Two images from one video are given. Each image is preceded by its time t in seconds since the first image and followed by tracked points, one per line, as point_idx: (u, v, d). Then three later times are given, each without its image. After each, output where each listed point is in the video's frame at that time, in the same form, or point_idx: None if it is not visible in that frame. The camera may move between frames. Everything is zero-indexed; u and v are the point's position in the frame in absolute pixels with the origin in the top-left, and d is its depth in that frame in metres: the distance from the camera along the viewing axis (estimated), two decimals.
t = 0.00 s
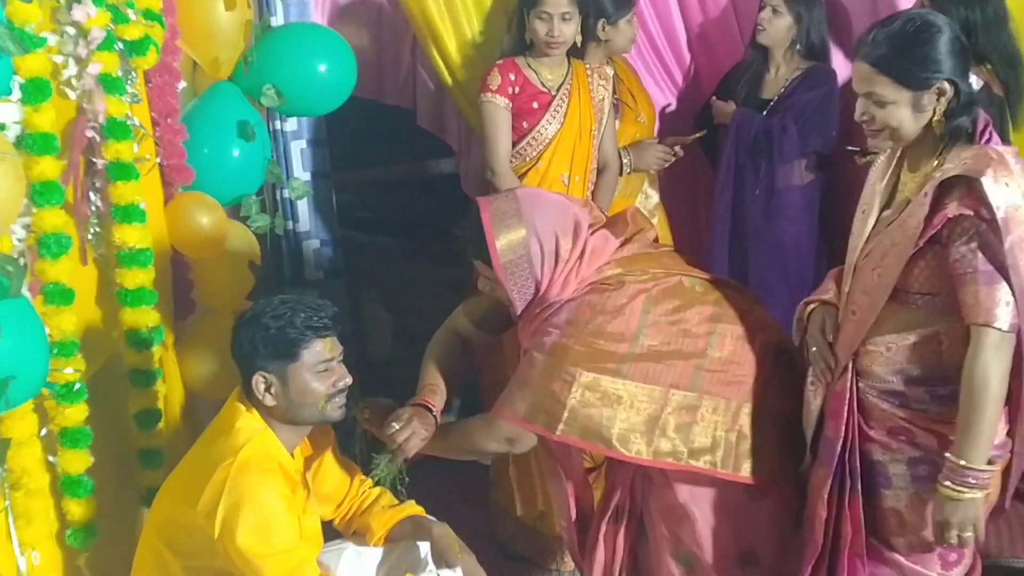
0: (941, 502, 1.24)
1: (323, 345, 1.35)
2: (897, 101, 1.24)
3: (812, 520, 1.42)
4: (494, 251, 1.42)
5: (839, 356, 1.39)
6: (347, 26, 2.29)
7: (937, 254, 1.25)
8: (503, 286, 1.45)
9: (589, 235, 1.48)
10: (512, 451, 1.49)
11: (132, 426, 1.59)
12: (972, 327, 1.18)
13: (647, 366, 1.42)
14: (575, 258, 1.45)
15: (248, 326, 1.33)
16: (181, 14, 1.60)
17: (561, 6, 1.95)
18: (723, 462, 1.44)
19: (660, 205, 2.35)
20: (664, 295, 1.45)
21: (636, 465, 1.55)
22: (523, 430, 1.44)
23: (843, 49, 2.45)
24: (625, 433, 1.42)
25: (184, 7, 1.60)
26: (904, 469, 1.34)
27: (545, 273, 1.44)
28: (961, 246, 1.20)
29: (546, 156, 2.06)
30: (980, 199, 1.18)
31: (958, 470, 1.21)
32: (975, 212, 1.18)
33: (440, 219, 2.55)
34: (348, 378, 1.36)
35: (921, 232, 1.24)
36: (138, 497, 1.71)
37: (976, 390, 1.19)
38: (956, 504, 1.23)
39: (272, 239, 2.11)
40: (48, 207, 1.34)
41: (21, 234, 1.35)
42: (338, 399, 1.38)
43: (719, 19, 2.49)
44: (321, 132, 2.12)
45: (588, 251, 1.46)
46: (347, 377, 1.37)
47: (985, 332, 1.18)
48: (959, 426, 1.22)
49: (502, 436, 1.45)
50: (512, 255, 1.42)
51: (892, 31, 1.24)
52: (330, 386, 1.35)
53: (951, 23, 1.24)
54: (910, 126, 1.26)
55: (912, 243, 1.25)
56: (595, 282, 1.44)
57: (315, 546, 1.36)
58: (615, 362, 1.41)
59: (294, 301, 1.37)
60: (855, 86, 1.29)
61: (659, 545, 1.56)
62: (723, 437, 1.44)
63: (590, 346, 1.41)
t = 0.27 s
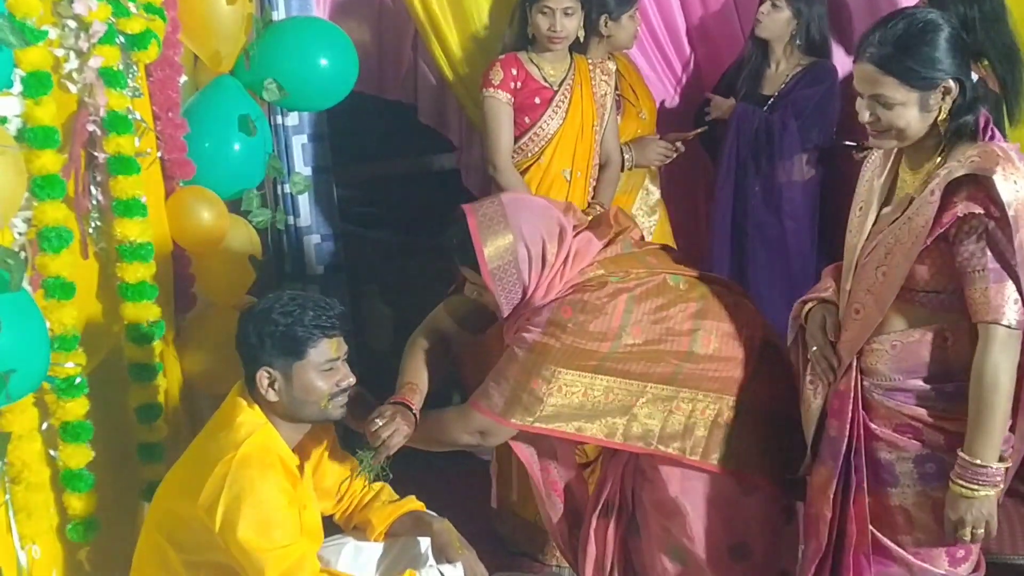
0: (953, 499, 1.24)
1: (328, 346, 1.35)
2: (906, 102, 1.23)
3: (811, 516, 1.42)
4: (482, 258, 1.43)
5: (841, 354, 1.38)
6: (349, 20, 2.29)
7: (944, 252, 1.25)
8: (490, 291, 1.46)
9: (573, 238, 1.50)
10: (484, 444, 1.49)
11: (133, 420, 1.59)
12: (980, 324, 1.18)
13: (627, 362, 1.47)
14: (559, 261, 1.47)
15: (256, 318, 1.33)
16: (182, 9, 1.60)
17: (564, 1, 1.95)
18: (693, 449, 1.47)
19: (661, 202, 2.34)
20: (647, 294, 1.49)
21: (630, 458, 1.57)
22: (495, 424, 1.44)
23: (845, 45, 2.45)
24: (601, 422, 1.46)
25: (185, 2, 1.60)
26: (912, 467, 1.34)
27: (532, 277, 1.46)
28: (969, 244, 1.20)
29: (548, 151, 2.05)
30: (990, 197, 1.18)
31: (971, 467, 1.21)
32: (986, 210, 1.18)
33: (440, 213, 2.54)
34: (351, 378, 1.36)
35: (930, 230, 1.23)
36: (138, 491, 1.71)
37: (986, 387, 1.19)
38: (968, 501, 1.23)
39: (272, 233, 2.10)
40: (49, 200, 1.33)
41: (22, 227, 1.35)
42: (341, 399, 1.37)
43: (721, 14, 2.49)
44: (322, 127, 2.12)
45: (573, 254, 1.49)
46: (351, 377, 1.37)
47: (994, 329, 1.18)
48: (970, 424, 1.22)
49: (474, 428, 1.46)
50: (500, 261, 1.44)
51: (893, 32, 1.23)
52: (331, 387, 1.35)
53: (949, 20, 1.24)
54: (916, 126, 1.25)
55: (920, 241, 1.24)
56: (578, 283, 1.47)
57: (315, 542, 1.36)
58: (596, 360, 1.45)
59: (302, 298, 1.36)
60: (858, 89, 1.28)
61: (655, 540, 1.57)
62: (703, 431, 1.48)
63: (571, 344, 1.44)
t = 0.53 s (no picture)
0: (938, 496, 1.23)
1: (334, 344, 1.36)
2: (912, 102, 1.23)
3: (814, 515, 1.42)
4: (485, 268, 1.39)
5: (846, 354, 1.38)
6: (352, 18, 2.29)
7: (947, 250, 1.24)
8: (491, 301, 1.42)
9: (568, 243, 1.48)
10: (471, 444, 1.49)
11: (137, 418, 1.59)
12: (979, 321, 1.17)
13: (620, 365, 1.47)
14: (558, 268, 1.45)
15: (262, 317, 1.33)
16: (187, 8, 1.60)
17: None
18: (684, 446, 1.48)
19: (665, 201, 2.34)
20: (641, 297, 1.48)
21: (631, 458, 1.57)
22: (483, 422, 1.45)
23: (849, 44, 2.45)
24: (591, 421, 1.47)
25: None
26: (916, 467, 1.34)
27: (532, 285, 1.43)
28: (971, 241, 1.19)
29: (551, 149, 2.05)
30: (991, 195, 1.18)
31: (958, 464, 1.20)
32: (987, 208, 1.18)
33: (443, 212, 2.54)
34: (357, 375, 1.36)
35: (932, 227, 1.23)
36: (141, 488, 1.71)
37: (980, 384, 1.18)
38: (951, 498, 1.22)
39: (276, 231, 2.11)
40: (54, 198, 1.33)
41: (27, 225, 1.35)
42: (346, 398, 1.37)
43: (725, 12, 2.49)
44: (326, 125, 2.12)
45: (569, 259, 1.47)
46: (357, 374, 1.37)
47: (991, 327, 1.17)
48: (961, 422, 1.20)
49: (462, 426, 1.46)
50: (503, 271, 1.40)
51: (899, 33, 1.23)
52: (337, 382, 1.35)
53: (952, 18, 1.24)
54: (923, 125, 1.25)
55: (924, 239, 1.24)
56: (575, 288, 1.47)
57: (320, 540, 1.36)
58: (588, 363, 1.45)
59: (308, 296, 1.37)
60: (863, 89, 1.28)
61: (657, 539, 1.57)
62: (695, 430, 1.48)
63: (564, 347, 1.44)
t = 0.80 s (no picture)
0: (926, 492, 1.23)
1: (332, 342, 1.35)
2: (911, 100, 1.23)
3: (814, 514, 1.42)
4: (482, 280, 1.39)
5: (845, 353, 1.38)
6: (353, 18, 2.29)
7: (942, 248, 1.24)
8: (488, 313, 1.42)
9: (563, 252, 1.48)
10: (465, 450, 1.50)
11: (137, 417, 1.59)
12: (971, 319, 1.17)
13: (615, 371, 1.46)
14: (554, 277, 1.45)
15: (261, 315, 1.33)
16: (187, 6, 1.60)
17: None
18: (679, 450, 1.48)
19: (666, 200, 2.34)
20: (634, 304, 1.48)
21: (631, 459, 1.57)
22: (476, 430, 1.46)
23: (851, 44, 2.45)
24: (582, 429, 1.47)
25: None
26: (914, 467, 1.34)
27: (529, 295, 1.43)
28: (965, 239, 1.19)
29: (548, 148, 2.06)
30: (986, 192, 1.18)
31: (947, 461, 1.20)
32: (981, 204, 1.18)
33: (444, 211, 2.54)
34: (355, 373, 1.36)
35: (927, 225, 1.23)
36: (141, 487, 1.71)
37: (969, 383, 1.17)
38: (939, 495, 1.22)
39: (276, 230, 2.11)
40: (54, 196, 1.33)
41: (27, 223, 1.35)
42: (345, 396, 1.37)
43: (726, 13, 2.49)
44: (326, 123, 2.12)
45: (564, 269, 1.47)
46: (356, 372, 1.38)
47: (983, 325, 1.17)
48: (951, 419, 1.20)
49: (456, 434, 1.47)
50: (498, 283, 1.40)
51: (897, 32, 1.23)
52: (337, 382, 1.35)
53: (951, 17, 1.24)
54: (922, 124, 1.25)
55: (919, 237, 1.24)
56: (570, 297, 1.46)
57: (319, 540, 1.35)
58: (583, 371, 1.44)
59: (307, 295, 1.37)
60: (862, 89, 1.28)
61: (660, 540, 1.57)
62: (689, 435, 1.49)
63: (558, 355, 1.43)
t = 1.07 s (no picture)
0: (931, 492, 1.23)
1: (332, 340, 1.36)
2: (909, 99, 1.23)
3: (816, 514, 1.42)
4: (480, 286, 1.38)
5: (846, 353, 1.39)
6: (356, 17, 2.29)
7: (943, 248, 1.25)
8: (487, 319, 1.40)
9: (561, 258, 1.47)
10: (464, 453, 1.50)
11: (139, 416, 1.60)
12: (974, 319, 1.17)
13: (615, 376, 1.46)
14: (552, 283, 1.44)
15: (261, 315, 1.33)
16: (189, 5, 1.60)
17: None
18: (679, 453, 1.49)
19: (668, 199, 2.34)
20: (634, 308, 1.47)
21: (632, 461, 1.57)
22: (474, 434, 1.46)
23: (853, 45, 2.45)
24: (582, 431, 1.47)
25: None
26: (914, 467, 1.34)
27: (528, 301, 1.41)
28: (966, 238, 1.19)
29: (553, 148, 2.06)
30: (986, 190, 1.18)
31: (953, 462, 1.20)
32: (982, 203, 1.18)
33: (446, 211, 2.54)
34: (356, 371, 1.36)
35: (929, 224, 1.23)
36: (142, 486, 1.71)
37: (974, 383, 1.18)
38: (945, 496, 1.22)
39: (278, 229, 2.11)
40: (56, 195, 1.33)
41: (29, 222, 1.36)
42: (345, 394, 1.38)
43: (728, 13, 2.49)
44: (328, 122, 2.12)
45: (563, 274, 1.45)
46: (357, 370, 1.38)
47: (986, 325, 1.17)
48: (955, 419, 1.21)
49: (454, 437, 1.47)
50: (497, 289, 1.38)
51: (895, 30, 1.23)
52: (337, 380, 1.35)
53: (949, 15, 1.24)
54: (921, 123, 1.25)
55: (920, 237, 1.24)
56: (569, 302, 1.45)
57: (322, 540, 1.35)
58: (582, 376, 1.44)
59: (308, 293, 1.37)
60: (861, 87, 1.28)
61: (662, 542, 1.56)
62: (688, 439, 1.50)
63: (557, 360, 1.43)
